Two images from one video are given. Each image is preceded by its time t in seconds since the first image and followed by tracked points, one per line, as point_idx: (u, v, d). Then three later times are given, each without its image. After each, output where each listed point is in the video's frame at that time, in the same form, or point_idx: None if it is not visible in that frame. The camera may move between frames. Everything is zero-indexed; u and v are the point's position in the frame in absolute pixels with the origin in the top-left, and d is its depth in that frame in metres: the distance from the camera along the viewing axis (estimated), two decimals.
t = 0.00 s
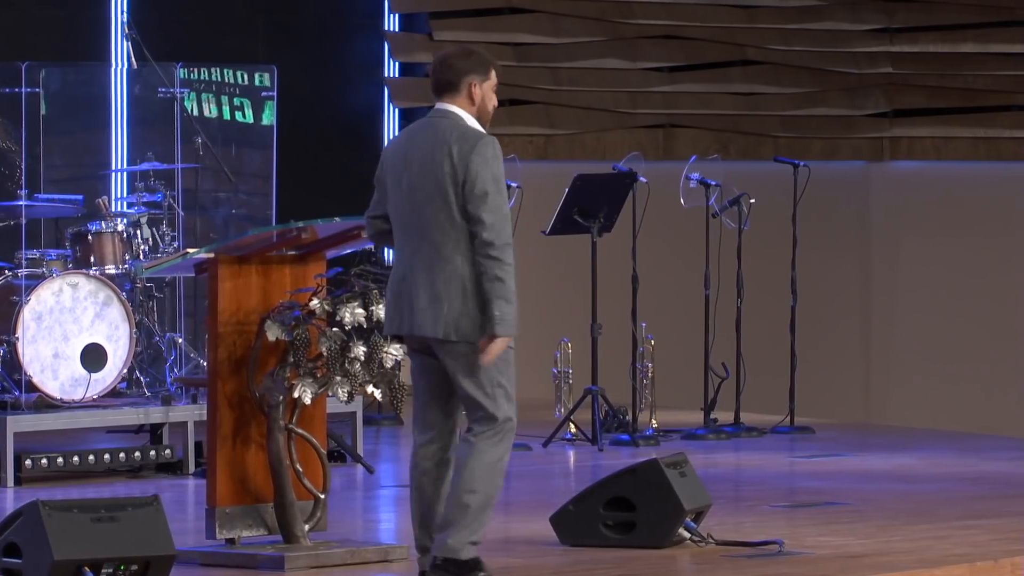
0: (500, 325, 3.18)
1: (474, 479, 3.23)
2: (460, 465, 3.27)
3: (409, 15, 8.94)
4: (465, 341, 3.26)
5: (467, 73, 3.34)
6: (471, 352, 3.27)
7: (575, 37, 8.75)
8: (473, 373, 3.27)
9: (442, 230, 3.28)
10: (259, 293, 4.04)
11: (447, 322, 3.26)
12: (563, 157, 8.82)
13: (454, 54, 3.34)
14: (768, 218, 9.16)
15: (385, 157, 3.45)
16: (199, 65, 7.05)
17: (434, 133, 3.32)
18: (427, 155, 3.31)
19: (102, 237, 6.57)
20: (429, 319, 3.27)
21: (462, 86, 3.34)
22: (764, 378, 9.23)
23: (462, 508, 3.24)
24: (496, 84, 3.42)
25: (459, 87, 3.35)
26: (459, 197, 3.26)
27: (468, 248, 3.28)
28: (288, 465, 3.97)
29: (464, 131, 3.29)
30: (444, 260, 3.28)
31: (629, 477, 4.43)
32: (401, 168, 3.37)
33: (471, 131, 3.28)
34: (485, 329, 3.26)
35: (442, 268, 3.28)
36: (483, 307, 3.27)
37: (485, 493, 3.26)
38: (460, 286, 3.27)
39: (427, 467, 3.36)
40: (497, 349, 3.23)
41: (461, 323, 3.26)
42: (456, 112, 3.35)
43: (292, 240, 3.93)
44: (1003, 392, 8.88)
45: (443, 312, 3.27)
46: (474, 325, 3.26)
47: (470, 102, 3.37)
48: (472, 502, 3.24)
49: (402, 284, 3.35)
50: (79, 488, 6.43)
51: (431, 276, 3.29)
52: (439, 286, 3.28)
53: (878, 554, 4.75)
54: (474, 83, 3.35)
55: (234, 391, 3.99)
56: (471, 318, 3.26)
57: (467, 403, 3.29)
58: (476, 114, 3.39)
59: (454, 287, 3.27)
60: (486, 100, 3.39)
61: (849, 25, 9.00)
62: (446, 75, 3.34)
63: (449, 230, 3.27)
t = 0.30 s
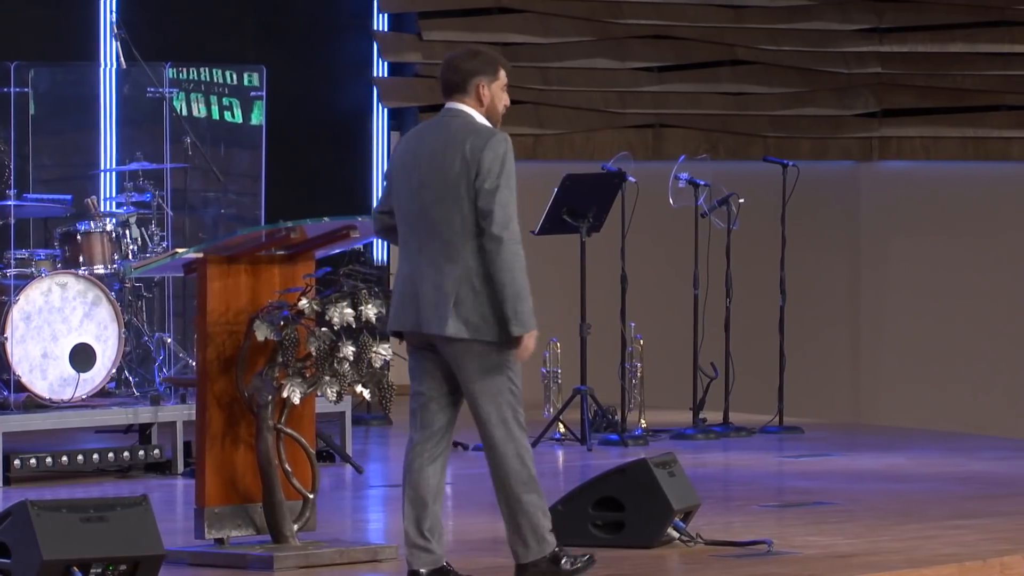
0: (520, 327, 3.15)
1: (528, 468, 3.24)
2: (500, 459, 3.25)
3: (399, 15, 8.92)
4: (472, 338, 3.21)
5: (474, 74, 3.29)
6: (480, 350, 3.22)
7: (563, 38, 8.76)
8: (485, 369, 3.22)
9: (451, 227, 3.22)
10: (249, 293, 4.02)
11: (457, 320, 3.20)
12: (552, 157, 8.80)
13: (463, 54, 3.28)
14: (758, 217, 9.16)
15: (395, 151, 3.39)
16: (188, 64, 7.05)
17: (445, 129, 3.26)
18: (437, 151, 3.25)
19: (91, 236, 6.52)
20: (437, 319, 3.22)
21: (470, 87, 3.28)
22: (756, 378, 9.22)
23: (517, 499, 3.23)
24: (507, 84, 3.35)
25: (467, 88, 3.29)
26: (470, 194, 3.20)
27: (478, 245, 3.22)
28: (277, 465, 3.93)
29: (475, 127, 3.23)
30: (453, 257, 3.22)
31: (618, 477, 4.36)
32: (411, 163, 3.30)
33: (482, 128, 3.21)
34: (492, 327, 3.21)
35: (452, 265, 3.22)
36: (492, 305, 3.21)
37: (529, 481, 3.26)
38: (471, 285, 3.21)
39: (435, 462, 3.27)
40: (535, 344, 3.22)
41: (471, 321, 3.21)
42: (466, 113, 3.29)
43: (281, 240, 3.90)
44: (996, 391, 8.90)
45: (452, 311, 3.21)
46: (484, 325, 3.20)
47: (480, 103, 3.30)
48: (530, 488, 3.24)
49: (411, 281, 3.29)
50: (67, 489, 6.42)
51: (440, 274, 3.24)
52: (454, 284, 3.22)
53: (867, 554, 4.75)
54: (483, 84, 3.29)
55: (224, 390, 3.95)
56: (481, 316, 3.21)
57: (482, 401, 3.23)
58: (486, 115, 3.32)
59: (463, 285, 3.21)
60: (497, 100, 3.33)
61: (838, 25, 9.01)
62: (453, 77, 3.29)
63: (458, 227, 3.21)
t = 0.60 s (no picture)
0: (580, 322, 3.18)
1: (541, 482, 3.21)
2: (512, 461, 3.21)
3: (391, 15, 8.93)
4: (512, 345, 3.18)
5: (514, 79, 3.24)
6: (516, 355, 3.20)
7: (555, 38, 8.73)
8: (518, 375, 3.20)
9: (492, 234, 3.18)
10: (240, 293, 3.89)
11: (497, 327, 3.16)
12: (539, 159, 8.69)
13: (501, 61, 3.23)
14: (750, 216, 9.15)
15: (422, 152, 3.33)
16: (180, 65, 7.03)
17: (484, 135, 3.21)
18: (477, 157, 3.20)
19: (82, 237, 6.60)
20: (480, 326, 3.17)
21: (509, 92, 3.23)
22: (750, 377, 9.21)
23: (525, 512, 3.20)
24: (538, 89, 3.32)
25: (505, 92, 3.24)
26: (512, 201, 3.16)
27: (518, 251, 3.19)
28: (269, 465, 3.82)
29: (516, 134, 3.19)
30: (494, 262, 3.19)
31: (607, 477, 4.28)
32: (446, 167, 3.25)
33: (525, 136, 3.18)
34: (533, 333, 3.18)
35: (492, 271, 3.18)
36: (532, 310, 3.19)
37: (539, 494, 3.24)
38: (512, 290, 3.18)
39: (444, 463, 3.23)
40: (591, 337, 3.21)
41: (512, 327, 3.17)
42: (503, 117, 3.25)
43: (271, 239, 3.78)
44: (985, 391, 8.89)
45: (496, 319, 3.17)
46: (528, 331, 3.18)
47: (515, 108, 3.26)
48: (537, 502, 3.21)
49: (446, 285, 3.24)
50: (59, 488, 6.41)
51: (479, 279, 3.19)
52: (497, 290, 3.18)
53: (859, 555, 4.72)
54: (521, 91, 3.25)
55: (214, 391, 3.83)
56: (522, 322, 3.18)
57: (511, 407, 3.20)
58: (520, 120, 3.28)
59: (503, 290, 3.18)
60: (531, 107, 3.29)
61: (830, 25, 9.00)
62: (492, 80, 3.23)
63: (500, 233, 3.17)
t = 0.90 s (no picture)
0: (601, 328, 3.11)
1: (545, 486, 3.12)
2: (530, 454, 3.12)
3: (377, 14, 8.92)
4: (552, 344, 3.12)
5: (561, 79, 3.20)
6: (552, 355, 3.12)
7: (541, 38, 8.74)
8: (553, 376, 3.13)
9: (537, 231, 3.13)
10: (225, 292, 3.73)
11: (538, 324, 3.11)
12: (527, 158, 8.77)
13: (550, 61, 3.20)
14: (736, 217, 9.16)
15: (463, 145, 3.25)
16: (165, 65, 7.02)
17: (532, 133, 3.17)
18: (525, 154, 3.14)
19: (67, 236, 6.48)
20: (519, 323, 3.11)
21: (558, 92, 3.20)
22: (739, 377, 9.21)
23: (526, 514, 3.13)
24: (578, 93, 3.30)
25: (552, 92, 3.21)
26: (560, 200, 3.12)
27: (561, 251, 3.15)
28: (254, 465, 3.67)
29: (567, 135, 3.16)
30: (537, 260, 3.13)
31: (594, 477, 4.17)
32: (489, 162, 3.19)
33: (576, 138, 3.15)
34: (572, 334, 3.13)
35: (534, 268, 3.13)
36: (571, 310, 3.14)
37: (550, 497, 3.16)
38: (552, 289, 3.13)
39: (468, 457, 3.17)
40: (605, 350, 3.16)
41: (551, 327, 3.12)
42: (549, 117, 3.21)
43: (257, 239, 3.64)
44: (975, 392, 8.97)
45: (535, 317, 3.11)
46: (566, 332, 3.12)
47: (561, 109, 3.23)
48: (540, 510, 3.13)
49: (486, 280, 3.17)
50: (44, 490, 6.37)
51: (520, 276, 3.13)
52: (538, 288, 3.12)
53: (846, 555, 4.70)
54: (568, 93, 3.23)
55: (200, 392, 3.67)
56: (562, 322, 3.12)
57: (541, 405, 3.12)
58: (563, 121, 3.25)
59: (543, 289, 3.12)
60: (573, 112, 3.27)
61: (815, 25, 8.98)
62: (540, 80, 3.20)
63: (545, 231, 3.13)
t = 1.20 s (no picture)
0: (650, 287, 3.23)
1: (524, 484, 3.17)
2: (523, 450, 3.18)
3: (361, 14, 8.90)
4: (561, 341, 3.20)
5: (576, 81, 3.30)
6: (556, 353, 3.22)
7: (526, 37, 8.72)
8: (559, 372, 3.21)
9: (545, 231, 3.22)
10: (208, 292, 3.71)
11: (547, 322, 3.20)
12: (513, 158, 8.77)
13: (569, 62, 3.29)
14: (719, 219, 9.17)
15: (476, 146, 3.35)
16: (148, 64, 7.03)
17: (541, 134, 3.26)
18: (533, 155, 3.24)
19: (50, 236, 6.46)
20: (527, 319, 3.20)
21: (573, 93, 3.29)
22: (729, 379, 9.19)
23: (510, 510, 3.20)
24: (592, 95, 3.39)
25: (568, 93, 3.30)
26: (568, 199, 3.22)
27: (570, 249, 3.24)
28: (237, 465, 3.65)
29: (577, 137, 3.26)
30: (545, 258, 3.22)
31: (577, 478, 4.12)
32: (501, 161, 3.28)
33: (586, 139, 3.25)
34: (579, 330, 3.21)
35: (543, 267, 3.22)
36: (579, 308, 3.22)
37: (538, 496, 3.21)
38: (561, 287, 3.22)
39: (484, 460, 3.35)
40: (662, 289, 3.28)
41: (561, 324, 3.20)
42: (562, 117, 3.30)
43: (241, 238, 3.63)
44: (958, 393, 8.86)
45: (544, 314, 3.20)
46: (575, 327, 3.20)
47: (575, 110, 3.32)
48: (520, 508, 3.18)
49: (494, 278, 3.26)
50: (26, 489, 6.35)
51: (529, 275, 3.22)
52: (546, 286, 3.21)
53: (827, 554, 4.64)
54: (583, 94, 3.31)
55: (183, 391, 3.66)
56: (571, 319, 3.21)
57: (538, 402, 3.20)
58: (575, 120, 3.34)
59: (551, 286, 3.21)
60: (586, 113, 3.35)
61: (800, 25, 8.98)
62: (557, 81, 3.29)
63: (554, 230, 3.22)
